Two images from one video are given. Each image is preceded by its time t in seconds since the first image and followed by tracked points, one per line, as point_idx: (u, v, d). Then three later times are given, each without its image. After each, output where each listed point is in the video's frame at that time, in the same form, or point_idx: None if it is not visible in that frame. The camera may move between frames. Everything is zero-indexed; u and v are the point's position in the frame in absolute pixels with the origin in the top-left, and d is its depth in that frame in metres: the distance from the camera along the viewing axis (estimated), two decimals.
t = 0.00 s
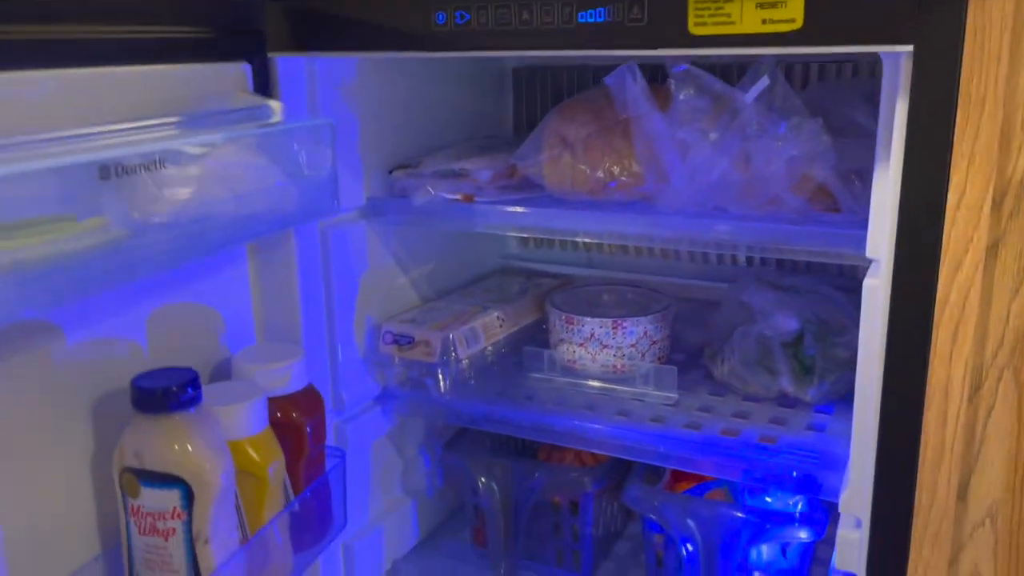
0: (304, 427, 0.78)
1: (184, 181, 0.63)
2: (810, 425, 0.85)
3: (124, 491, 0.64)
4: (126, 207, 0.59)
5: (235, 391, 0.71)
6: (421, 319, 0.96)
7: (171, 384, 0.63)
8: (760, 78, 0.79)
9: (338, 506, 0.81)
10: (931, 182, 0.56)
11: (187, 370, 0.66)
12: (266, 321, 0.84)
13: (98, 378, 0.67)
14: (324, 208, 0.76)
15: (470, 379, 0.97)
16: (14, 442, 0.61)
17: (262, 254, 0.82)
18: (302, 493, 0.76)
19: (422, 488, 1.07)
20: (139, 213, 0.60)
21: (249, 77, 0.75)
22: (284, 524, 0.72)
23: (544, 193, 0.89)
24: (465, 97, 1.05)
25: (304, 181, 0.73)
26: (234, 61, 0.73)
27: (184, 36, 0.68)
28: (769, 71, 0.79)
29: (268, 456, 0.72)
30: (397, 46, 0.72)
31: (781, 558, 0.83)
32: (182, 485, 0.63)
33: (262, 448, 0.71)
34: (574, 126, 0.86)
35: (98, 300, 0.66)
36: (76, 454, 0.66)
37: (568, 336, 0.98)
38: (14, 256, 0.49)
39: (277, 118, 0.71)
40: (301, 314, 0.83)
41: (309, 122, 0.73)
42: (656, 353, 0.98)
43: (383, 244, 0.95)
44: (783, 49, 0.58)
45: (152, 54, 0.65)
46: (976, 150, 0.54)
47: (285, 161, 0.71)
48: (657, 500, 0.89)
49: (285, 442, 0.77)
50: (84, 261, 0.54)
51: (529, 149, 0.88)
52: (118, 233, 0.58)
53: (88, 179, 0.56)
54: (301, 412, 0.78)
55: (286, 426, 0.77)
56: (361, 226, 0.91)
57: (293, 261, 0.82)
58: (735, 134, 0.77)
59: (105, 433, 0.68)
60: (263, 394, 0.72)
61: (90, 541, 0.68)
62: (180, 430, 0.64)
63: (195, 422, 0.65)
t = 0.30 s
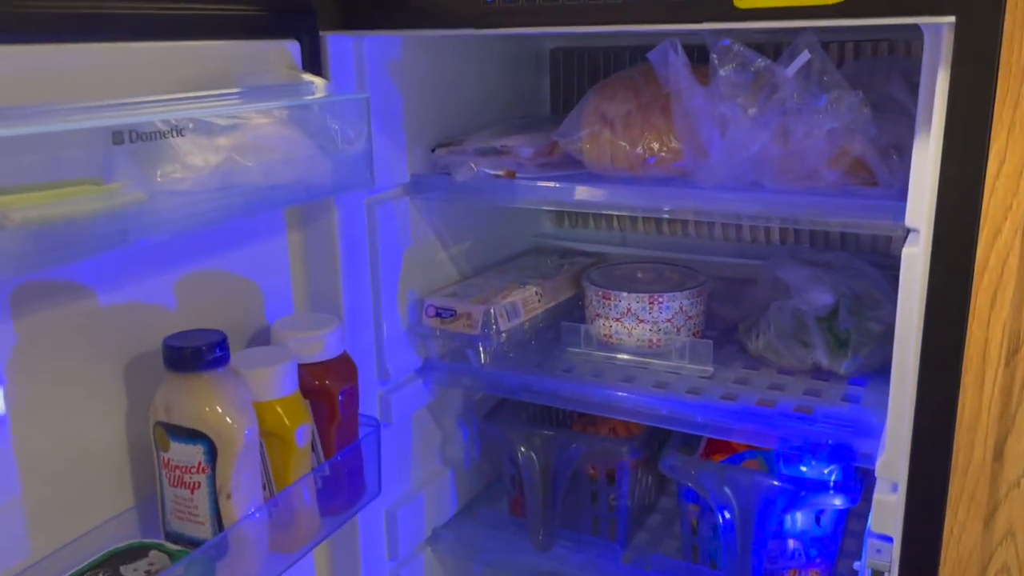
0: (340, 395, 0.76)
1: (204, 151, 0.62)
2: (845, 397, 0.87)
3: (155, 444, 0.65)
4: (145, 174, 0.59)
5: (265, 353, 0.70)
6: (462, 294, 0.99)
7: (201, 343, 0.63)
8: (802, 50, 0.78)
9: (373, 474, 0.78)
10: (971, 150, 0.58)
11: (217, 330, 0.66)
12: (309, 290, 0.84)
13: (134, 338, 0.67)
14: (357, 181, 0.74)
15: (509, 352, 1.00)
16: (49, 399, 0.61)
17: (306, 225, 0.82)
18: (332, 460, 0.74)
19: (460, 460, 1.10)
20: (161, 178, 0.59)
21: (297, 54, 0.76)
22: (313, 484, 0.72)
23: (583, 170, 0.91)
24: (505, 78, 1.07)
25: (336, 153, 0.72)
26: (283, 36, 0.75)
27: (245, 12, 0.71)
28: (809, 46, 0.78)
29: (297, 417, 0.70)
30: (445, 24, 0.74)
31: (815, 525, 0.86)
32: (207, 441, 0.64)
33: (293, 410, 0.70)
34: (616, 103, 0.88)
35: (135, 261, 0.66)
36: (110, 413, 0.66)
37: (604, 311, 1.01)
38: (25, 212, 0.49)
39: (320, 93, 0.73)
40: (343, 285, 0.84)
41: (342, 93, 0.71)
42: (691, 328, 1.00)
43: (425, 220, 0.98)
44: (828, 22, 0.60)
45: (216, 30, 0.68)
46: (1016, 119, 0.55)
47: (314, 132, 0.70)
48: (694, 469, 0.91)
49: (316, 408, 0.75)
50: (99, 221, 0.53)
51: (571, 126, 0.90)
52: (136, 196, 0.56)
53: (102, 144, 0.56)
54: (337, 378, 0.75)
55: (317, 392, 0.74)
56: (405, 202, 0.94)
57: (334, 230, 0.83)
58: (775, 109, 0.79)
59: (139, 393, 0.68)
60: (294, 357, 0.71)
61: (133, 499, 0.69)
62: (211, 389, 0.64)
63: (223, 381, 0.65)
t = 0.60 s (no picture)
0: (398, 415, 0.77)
1: (274, 184, 0.64)
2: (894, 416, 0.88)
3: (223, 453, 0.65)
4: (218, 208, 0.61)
5: (329, 370, 0.70)
6: (516, 312, 1.02)
7: (272, 363, 0.64)
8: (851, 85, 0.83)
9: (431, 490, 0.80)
10: None
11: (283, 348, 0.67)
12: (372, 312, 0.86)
13: (208, 357, 0.69)
14: (416, 208, 0.77)
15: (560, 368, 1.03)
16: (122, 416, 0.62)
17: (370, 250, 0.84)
18: (390, 474, 0.77)
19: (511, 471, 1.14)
20: (235, 211, 0.61)
21: (365, 87, 0.80)
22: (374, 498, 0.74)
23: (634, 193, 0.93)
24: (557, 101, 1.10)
25: (397, 182, 0.75)
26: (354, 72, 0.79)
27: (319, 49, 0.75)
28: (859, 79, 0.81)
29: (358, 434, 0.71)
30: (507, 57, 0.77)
31: (866, 543, 0.86)
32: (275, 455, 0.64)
33: (355, 427, 0.71)
34: (668, 130, 0.91)
35: (212, 285, 0.68)
36: (183, 432, 0.68)
37: (654, 329, 1.03)
38: (113, 247, 0.51)
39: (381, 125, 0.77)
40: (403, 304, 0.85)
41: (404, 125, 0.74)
42: (740, 346, 1.02)
43: (481, 240, 1.01)
44: (882, 60, 0.62)
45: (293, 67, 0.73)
46: None
47: (377, 164, 0.73)
48: (744, 487, 0.95)
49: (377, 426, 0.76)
50: (177, 255, 0.55)
51: (624, 151, 0.93)
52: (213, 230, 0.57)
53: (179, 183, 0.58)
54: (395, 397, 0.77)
55: (379, 410, 0.76)
56: (462, 224, 0.98)
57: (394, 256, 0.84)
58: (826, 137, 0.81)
59: (209, 410, 0.70)
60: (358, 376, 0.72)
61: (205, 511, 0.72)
62: (280, 407, 0.65)
63: (290, 397, 0.66)
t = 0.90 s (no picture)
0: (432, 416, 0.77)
1: (309, 191, 0.64)
2: (940, 424, 0.87)
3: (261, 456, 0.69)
4: (252, 215, 0.61)
5: (363, 372, 0.72)
6: (554, 314, 1.02)
7: (303, 366, 0.66)
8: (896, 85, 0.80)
9: (462, 491, 0.81)
10: None
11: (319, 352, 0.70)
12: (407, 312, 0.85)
13: (245, 359, 0.71)
14: (453, 215, 0.76)
15: (599, 371, 1.03)
16: (159, 418, 0.65)
17: (407, 250, 0.83)
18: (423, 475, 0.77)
19: (549, 473, 1.14)
20: (269, 217, 0.61)
21: (404, 92, 0.80)
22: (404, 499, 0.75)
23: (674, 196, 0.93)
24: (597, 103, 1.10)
25: (434, 188, 0.74)
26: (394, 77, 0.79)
27: (360, 55, 0.76)
28: (905, 79, 0.80)
29: (390, 437, 0.72)
30: (546, 61, 0.77)
31: (908, 551, 0.86)
32: (304, 456, 0.67)
33: (387, 429, 0.72)
34: (709, 131, 0.90)
35: (245, 288, 0.70)
36: (218, 431, 0.70)
37: (694, 332, 1.02)
38: (144, 253, 0.51)
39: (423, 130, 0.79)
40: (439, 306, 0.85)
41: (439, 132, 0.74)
42: (781, 350, 1.01)
43: (519, 243, 1.02)
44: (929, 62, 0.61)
45: (335, 73, 0.73)
46: None
47: (415, 172, 0.73)
48: (784, 492, 0.92)
49: (409, 427, 0.76)
50: (205, 260, 0.55)
51: (664, 152, 0.93)
52: (243, 235, 0.57)
53: (210, 190, 0.58)
54: (427, 398, 0.77)
55: (411, 412, 0.76)
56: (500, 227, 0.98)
57: (432, 260, 0.83)
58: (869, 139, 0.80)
59: (246, 412, 0.72)
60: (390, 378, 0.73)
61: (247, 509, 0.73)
62: (311, 408, 0.67)
63: (321, 399, 0.68)
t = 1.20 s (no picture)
0: (418, 413, 0.80)
1: (288, 196, 0.67)
2: (931, 433, 0.86)
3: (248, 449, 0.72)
4: (228, 218, 0.64)
5: (345, 371, 0.76)
6: (552, 316, 1.03)
7: (284, 363, 0.69)
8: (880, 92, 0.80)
9: (446, 486, 0.85)
10: None
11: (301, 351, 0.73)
12: (399, 312, 0.87)
13: (232, 357, 0.75)
14: (435, 218, 0.78)
15: (595, 371, 1.04)
16: (146, 412, 0.69)
17: (397, 250, 0.85)
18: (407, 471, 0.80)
19: (550, 472, 1.16)
20: (247, 221, 0.64)
21: (394, 100, 0.83)
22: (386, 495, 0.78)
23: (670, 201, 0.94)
24: (601, 108, 1.11)
25: (412, 190, 0.77)
26: (384, 84, 0.82)
27: (350, 62, 0.78)
28: (890, 88, 0.79)
29: (370, 434, 0.76)
30: (533, 69, 0.79)
31: (896, 560, 0.85)
32: (282, 449, 0.70)
33: (368, 425, 0.75)
34: (702, 137, 0.90)
35: (229, 286, 0.73)
36: (206, 423, 0.73)
37: (692, 336, 1.03)
38: (114, 256, 0.54)
39: (413, 135, 0.81)
40: (429, 307, 0.87)
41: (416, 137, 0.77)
42: (778, 356, 1.01)
43: (518, 245, 1.03)
44: (897, 73, 0.61)
45: (325, 80, 0.76)
46: None
47: (394, 172, 0.75)
48: (772, 497, 0.93)
49: (393, 425, 0.79)
50: (179, 264, 0.58)
51: (657, 157, 0.93)
52: (216, 239, 0.59)
53: (180, 197, 0.61)
54: (413, 397, 0.80)
55: (395, 410, 0.79)
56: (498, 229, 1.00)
57: (421, 260, 0.85)
58: (855, 147, 0.79)
59: (233, 407, 0.75)
60: (371, 376, 0.76)
61: (237, 501, 0.76)
62: (290, 405, 0.70)
63: (302, 395, 0.71)
